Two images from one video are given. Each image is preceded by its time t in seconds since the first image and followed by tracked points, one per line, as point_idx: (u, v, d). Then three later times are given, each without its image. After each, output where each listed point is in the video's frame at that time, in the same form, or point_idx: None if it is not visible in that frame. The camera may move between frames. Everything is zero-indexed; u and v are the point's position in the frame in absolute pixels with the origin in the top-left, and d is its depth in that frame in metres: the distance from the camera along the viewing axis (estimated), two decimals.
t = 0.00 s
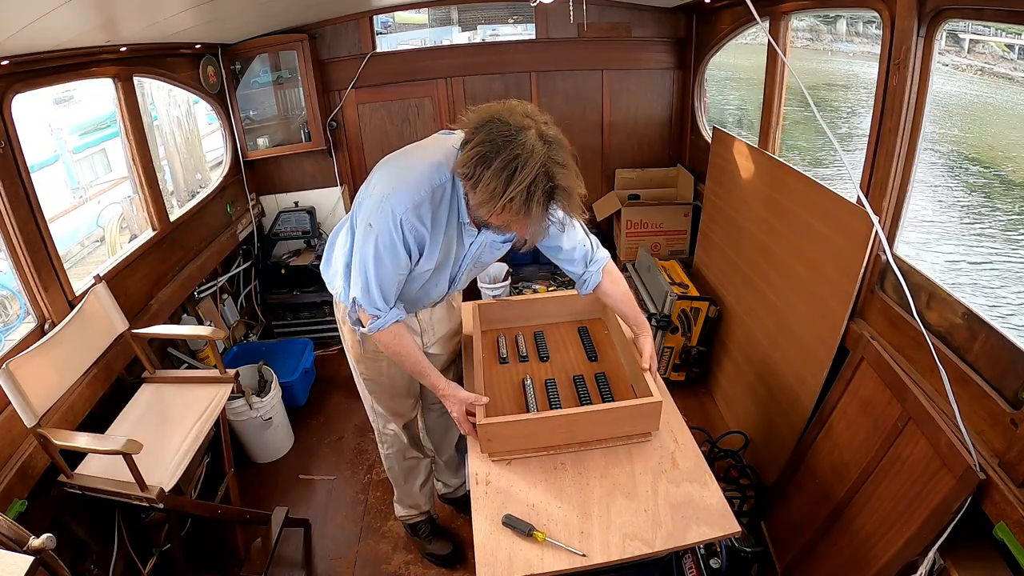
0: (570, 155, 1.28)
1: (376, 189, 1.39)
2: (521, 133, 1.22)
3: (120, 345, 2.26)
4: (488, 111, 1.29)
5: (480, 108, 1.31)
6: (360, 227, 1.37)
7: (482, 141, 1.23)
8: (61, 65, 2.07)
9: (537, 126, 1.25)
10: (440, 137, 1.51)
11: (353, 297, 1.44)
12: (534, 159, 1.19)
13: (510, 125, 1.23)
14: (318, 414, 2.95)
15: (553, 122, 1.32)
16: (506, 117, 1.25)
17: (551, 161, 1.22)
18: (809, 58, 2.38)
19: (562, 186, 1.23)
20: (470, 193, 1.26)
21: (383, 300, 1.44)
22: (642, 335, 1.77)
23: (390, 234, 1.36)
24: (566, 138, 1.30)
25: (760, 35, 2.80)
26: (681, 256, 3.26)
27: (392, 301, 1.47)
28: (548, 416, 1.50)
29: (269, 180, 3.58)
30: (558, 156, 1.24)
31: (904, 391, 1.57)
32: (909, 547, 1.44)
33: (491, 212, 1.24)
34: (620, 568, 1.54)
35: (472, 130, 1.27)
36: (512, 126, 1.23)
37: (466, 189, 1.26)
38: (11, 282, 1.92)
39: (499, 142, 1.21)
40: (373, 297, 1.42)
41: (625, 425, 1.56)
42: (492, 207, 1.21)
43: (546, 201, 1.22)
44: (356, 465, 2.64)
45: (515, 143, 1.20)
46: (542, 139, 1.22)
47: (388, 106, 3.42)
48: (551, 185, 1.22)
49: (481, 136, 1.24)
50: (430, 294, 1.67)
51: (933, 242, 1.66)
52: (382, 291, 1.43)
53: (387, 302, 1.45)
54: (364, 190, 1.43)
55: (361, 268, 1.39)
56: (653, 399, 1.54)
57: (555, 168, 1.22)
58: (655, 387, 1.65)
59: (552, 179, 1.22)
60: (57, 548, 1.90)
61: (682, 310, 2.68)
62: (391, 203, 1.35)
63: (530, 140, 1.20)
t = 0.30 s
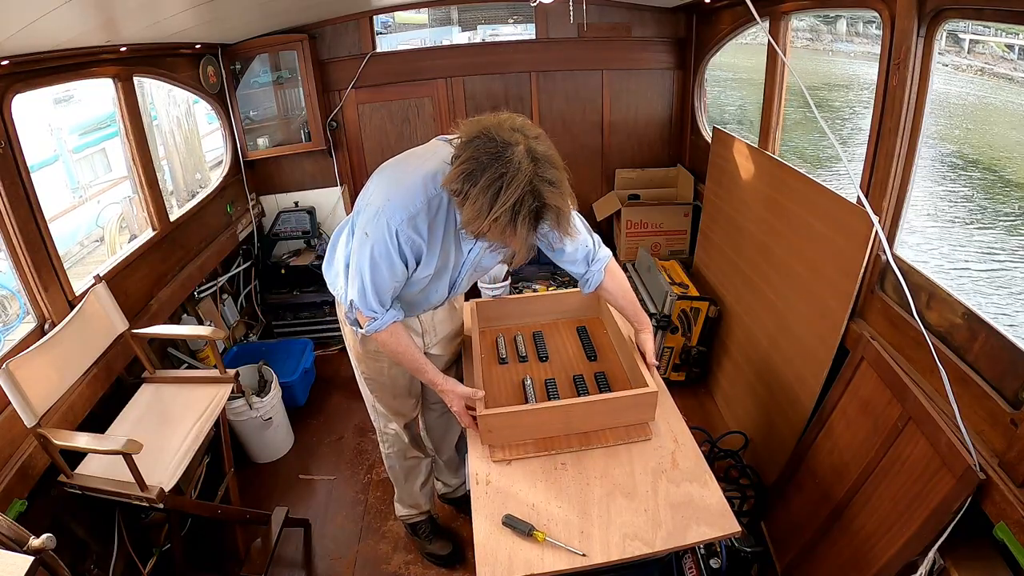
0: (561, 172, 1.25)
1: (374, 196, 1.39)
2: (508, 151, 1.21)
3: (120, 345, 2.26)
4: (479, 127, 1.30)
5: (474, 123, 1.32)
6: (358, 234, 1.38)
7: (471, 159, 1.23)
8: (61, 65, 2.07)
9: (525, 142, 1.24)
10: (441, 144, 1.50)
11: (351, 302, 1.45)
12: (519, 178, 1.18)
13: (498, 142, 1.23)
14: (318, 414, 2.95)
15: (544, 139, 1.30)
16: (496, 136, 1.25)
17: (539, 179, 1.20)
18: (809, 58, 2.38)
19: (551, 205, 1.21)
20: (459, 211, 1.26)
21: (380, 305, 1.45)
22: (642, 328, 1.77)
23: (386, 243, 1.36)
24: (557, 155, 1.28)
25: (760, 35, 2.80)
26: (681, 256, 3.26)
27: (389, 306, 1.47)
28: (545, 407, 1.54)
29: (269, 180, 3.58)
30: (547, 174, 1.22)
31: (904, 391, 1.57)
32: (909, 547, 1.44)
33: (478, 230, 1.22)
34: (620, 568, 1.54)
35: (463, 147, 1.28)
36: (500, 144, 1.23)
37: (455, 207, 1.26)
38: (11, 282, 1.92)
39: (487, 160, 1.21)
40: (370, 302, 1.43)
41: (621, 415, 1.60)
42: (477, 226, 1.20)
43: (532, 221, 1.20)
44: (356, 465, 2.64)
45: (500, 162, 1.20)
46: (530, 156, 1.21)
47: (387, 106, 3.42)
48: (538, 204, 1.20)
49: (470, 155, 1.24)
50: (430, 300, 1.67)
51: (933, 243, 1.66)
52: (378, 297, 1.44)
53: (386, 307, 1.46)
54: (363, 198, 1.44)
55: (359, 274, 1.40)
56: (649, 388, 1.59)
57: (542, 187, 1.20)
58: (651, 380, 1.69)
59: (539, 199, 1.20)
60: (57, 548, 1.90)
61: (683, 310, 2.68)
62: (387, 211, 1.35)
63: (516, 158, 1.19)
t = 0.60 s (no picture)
0: (559, 183, 1.25)
1: (375, 202, 1.39)
2: (506, 163, 1.21)
3: (120, 345, 2.26)
4: (477, 138, 1.30)
5: (471, 134, 1.33)
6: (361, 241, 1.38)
7: (468, 173, 1.23)
8: (61, 65, 2.07)
9: (523, 153, 1.24)
10: (439, 147, 1.50)
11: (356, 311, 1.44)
12: (517, 192, 1.18)
13: (495, 154, 1.23)
14: (318, 414, 2.95)
15: (542, 149, 1.30)
16: (493, 148, 1.25)
17: (537, 191, 1.20)
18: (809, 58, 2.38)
19: (550, 217, 1.21)
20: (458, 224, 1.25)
21: (386, 313, 1.44)
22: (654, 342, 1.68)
23: (388, 248, 1.36)
24: (555, 165, 1.27)
25: (760, 35, 2.80)
26: (681, 256, 3.26)
27: (395, 315, 1.47)
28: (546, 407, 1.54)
29: (268, 180, 3.57)
30: (545, 186, 1.22)
31: (904, 391, 1.57)
32: (909, 547, 1.44)
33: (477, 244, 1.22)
34: (620, 568, 1.54)
35: (461, 159, 1.27)
36: (497, 156, 1.23)
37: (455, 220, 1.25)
38: (11, 282, 1.92)
39: (485, 174, 1.20)
40: (375, 311, 1.43)
41: (622, 415, 1.61)
42: (476, 239, 1.20)
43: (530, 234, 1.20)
44: (356, 465, 2.64)
45: (499, 175, 1.20)
46: (528, 168, 1.21)
47: (387, 106, 3.42)
48: (537, 216, 1.20)
49: (467, 168, 1.24)
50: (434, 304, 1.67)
51: (933, 243, 1.66)
52: (383, 304, 1.43)
53: (390, 315, 1.45)
54: (363, 204, 1.44)
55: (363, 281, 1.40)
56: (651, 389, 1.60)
57: (540, 200, 1.20)
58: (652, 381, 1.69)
59: (538, 212, 1.20)
60: (57, 548, 1.90)
61: (682, 310, 2.68)
62: (388, 217, 1.35)
63: (514, 171, 1.19)
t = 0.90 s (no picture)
0: (558, 178, 1.26)
1: (373, 203, 1.39)
2: (505, 166, 1.21)
3: (120, 345, 2.26)
4: (471, 145, 1.29)
5: (463, 143, 1.31)
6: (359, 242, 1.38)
7: (467, 184, 1.21)
8: (61, 65, 2.07)
9: (519, 155, 1.24)
10: (438, 148, 1.50)
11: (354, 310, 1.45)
12: (521, 193, 1.18)
13: (492, 159, 1.23)
14: (318, 414, 2.95)
15: (535, 146, 1.31)
16: (488, 155, 1.24)
17: (539, 190, 1.21)
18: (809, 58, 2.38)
19: (556, 212, 1.22)
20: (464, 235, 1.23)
21: (383, 312, 1.44)
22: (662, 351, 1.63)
23: (386, 250, 1.36)
24: (551, 160, 1.29)
25: (760, 35, 2.80)
26: (681, 256, 3.26)
27: (393, 316, 1.47)
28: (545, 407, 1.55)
29: (269, 180, 3.57)
30: (546, 183, 1.22)
31: (904, 391, 1.57)
32: (909, 547, 1.44)
33: (488, 251, 1.21)
34: (620, 568, 1.54)
35: (455, 169, 1.27)
36: (494, 161, 1.23)
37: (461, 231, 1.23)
38: (11, 282, 1.92)
39: (486, 180, 1.20)
40: (373, 310, 1.43)
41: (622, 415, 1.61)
42: (486, 245, 1.19)
43: (540, 232, 1.20)
44: (356, 465, 2.64)
45: (499, 179, 1.20)
46: (526, 168, 1.22)
47: (387, 106, 3.42)
48: (542, 214, 1.20)
49: (465, 178, 1.22)
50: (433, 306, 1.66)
51: (933, 243, 1.66)
52: (381, 304, 1.44)
53: (388, 315, 1.45)
54: (361, 205, 1.44)
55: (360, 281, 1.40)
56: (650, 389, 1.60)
57: (544, 197, 1.20)
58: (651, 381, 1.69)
59: (544, 209, 1.20)
60: (57, 548, 1.90)
61: (682, 310, 2.68)
62: (385, 218, 1.35)
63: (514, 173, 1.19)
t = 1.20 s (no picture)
0: (555, 178, 1.26)
1: (369, 207, 1.39)
2: (502, 166, 1.21)
3: (120, 345, 2.26)
4: (468, 146, 1.30)
5: (459, 145, 1.32)
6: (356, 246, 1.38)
7: (464, 183, 1.22)
8: (61, 65, 2.07)
9: (516, 155, 1.24)
10: (434, 150, 1.50)
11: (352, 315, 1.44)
12: (518, 194, 1.18)
13: (489, 159, 1.23)
14: (318, 414, 2.95)
15: (533, 147, 1.32)
16: (486, 154, 1.25)
17: (536, 190, 1.21)
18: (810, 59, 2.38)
19: (552, 214, 1.21)
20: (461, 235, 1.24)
21: (382, 315, 1.44)
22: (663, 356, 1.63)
23: (383, 253, 1.36)
24: (550, 162, 1.28)
25: (760, 36, 2.80)
26: (681, 256, 3.26)
27: (391, 320, 1.47)
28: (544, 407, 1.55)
29: (269, 180, 3.57)
30: (544, 183, 1.22)
31: (904, 391, 1.57)
32: (909, 547, 1.44)
33: (484, 252, 1.21)
34: (620, 568, 1.54)
35: (454, 168, 1.27)
36: (490, 161, 1.23)
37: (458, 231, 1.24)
38: (11, 282, 1.92)
39: (482, 180, 1.20)
40: (370, 313, 1.43)
41: (622, 415, 1.61)
42: (482, 246, 1.19)
43: (536, 234, 1.20)
44: (356, 465, 2.63)
45: (496, 179, 1.20)
46: (523, 168, 1.22)
47: (387, 106, 3.42)
48: (539, 216, 1.20)
49: (462, 177, 1.23)
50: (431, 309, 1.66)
51: (933, 243, 1.66)
52: (379, 307, 1.43)
53: (386, 318, 1.45)
54: (359, 208, 1.44)
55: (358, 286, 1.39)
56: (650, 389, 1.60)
57: (541, 198, 1.20)
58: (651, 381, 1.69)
59: (541, 210, 1.20)
60: (57, 548, 1.90)
61: (683, 310, 2.68)
62: (382, 221, 1.35)
63: (510, 172, 1.19)
